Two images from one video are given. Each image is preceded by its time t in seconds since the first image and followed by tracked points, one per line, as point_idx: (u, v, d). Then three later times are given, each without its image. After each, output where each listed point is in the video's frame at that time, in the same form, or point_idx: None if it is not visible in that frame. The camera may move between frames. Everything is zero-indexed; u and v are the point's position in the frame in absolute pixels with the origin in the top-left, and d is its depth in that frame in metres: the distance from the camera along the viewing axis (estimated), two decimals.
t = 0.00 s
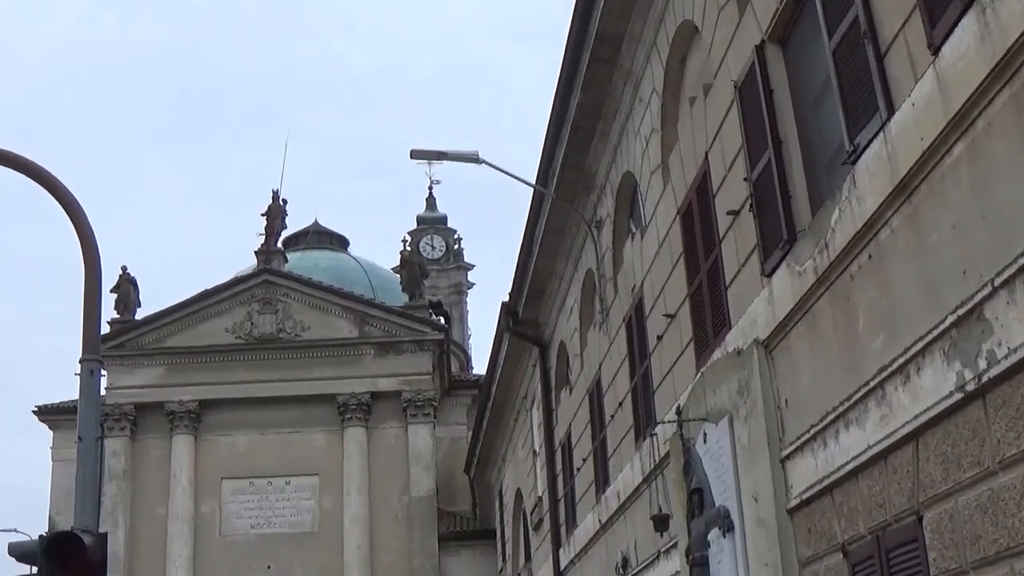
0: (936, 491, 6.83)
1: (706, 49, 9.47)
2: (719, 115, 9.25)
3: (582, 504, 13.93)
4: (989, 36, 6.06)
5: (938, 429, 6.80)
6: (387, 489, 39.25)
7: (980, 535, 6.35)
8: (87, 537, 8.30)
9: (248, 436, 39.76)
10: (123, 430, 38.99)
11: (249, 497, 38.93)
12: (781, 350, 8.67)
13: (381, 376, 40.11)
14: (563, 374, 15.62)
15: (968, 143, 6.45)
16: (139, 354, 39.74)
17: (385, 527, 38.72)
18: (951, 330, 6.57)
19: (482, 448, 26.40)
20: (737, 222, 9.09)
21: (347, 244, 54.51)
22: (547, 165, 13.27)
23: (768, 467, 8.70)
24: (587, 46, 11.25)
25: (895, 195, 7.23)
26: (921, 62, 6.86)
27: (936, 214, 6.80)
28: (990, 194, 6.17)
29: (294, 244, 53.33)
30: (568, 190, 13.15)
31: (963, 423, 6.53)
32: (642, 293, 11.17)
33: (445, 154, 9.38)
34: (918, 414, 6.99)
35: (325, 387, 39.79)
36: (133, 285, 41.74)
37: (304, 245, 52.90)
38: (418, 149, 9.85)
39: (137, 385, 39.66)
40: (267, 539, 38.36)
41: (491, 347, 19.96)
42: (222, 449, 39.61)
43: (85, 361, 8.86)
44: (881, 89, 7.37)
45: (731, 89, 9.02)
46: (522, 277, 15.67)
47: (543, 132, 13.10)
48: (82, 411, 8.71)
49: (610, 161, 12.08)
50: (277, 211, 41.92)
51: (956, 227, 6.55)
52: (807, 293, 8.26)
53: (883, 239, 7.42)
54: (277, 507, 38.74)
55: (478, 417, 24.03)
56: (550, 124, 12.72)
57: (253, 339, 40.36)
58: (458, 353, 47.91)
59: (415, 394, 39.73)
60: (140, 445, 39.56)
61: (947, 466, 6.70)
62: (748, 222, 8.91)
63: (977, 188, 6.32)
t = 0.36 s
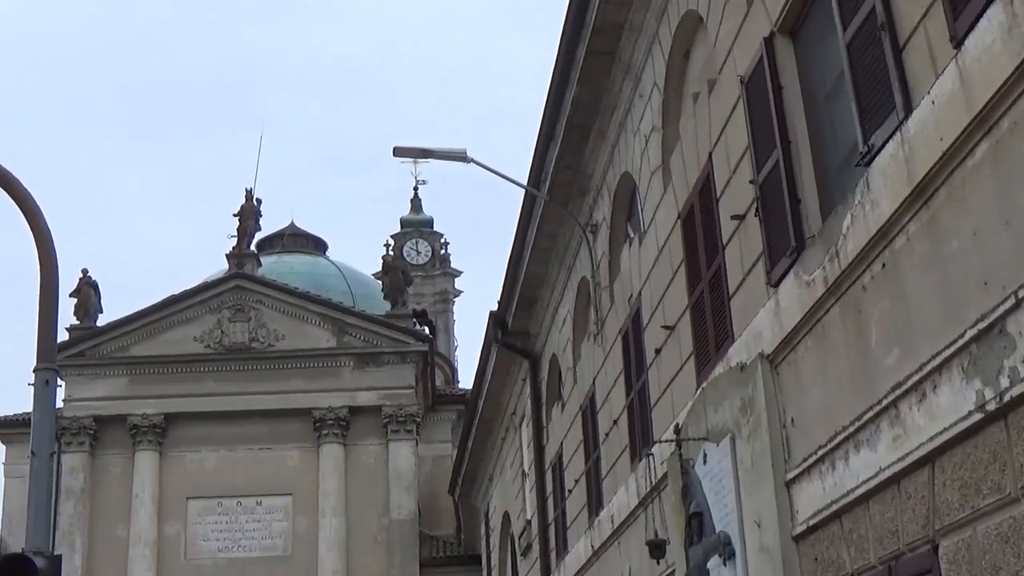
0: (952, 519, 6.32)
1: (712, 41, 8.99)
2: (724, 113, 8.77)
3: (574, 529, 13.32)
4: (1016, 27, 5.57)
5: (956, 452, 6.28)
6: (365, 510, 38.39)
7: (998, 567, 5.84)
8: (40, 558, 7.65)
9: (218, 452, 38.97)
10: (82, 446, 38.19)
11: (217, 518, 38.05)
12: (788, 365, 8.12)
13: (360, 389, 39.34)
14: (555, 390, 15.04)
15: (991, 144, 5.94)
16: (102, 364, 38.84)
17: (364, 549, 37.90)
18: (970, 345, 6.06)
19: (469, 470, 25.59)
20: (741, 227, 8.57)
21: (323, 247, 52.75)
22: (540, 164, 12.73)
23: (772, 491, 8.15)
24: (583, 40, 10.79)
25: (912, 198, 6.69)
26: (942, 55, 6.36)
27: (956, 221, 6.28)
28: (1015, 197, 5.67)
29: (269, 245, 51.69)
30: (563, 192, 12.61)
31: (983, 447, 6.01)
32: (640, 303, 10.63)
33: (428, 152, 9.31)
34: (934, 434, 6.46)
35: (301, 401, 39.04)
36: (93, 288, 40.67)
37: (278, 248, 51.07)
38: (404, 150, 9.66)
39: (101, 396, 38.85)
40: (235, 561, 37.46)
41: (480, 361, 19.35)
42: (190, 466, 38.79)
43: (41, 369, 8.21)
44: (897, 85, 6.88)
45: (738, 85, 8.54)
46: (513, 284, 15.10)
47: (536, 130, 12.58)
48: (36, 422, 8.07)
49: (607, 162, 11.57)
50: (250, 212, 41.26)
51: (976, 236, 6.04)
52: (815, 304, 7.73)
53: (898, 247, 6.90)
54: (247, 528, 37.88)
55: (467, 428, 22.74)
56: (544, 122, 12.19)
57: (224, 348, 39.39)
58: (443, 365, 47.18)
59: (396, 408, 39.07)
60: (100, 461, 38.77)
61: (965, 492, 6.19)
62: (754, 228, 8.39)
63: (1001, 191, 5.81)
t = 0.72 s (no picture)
0: (968, 541, 5.96)
1: (718, 38, 8.65)
2: (730, 114, 8.43)
3: (571, 547, 12.92)
4: None
5: (972, 471, 5.92)
6: (354, 528, 36.39)
7: None
8: None
9: (198, 466, 36.79)
10: (55, 458, 36.07)
11: (197, 536, 35.93)
12: (795, 378, 7.75)
13: (347, 401, 37.35)
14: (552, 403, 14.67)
15: (1011, 147, 5.60)
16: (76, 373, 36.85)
17: (351, 569, 35.89)
18: (987, 358, 5.71)
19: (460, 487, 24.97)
20: (747, 233, 8.23)
21: (310, 252, 51.27)
22: (537, 166, 12.38)
23: (779, 511, 7.78)
24: (582, 37, 10.44)
25: (927, 204, 6.34)
26: (960, 53, 6.02)
27: (973, 228, 5.92)
28: None
29: (255, 250, 49.99)
30: (562, 194, 12.24)
31: (1001, 466, 5.65)
32: (640, 312, 10.28)
33: (420, 154, 9.32)
34: (949, 452, 6.10)
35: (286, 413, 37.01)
36: (69, 294, 39.70)
37: (263, 252, 49.57)
38: (393, 149, 9.72)
39: (75, 407, 36.82)
40: None
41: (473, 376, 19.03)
42: (168, 481, 36.65)
43: (11, 380, 7.80)
44: (912, 84, 6.53)
45: (744, 84, 8.19)
46: (508, 291, 14.73)
47: (533, 130, 12.23)
48: (5, 436, 7.65)
49: (607, 164, 11.22)
50: (233, 214, 40.35)
51: (994, 244, 5.69)
52: (824, 314, 7.37)
53: (910, 256, 6.55)
54: (228, 546, 35.67)
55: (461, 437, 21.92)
56: (542, 122, 11.84)
57: (205, 358, 37.27)
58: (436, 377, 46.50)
59: (386, 421, 36.96)
60: (74, 475, 36.64)
61: (982, 513, 5.83)
62: (759, 235, 8.05)
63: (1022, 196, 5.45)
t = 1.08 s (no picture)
0: (981, 553, 5.64)
1: (718, 26, 8.34)
2: (731, 106, 8.10)
3: (567, 558, 12.56)
4: None
5: (987, 479, 5.60)
6: (339, 539, 35.65)
7: None
8: None
9: (175, 476, 35.76)
10: (25, 469, 35.28)
11: (175, 549, 34.96)
12: (801, 381, 7.42)
13: (331, 408, 36.52)
14: (546, 409, 14.38)
15: None
16: (49, 379, 35.83)
17: None
18: (1001, 361, 5.39)
19: (450, 495, 24.40)
20: (749, 230, 7.90)
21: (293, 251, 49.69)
22: (530, 159, 12.05)
23: (783, 520, 7.45)
24: (577, 25, 10.12)
25: (937, 199, 6.01)
26: (973, 41, 5.71)
27: (987, 223, 5.60)
28: None
29: (234, 249, 48.50)
30: (556, 187, 11.91)
31: (1016, 475, 5.33)
32: (638, 314, 9.94)
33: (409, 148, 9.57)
34: (961, 458, 5.77)
35: (269, 420, 36.23)
36: (37, 296, 39.14)
37: (242, 251, 48.08)
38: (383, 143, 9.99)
39: (45, 414, 35.85)
40: None
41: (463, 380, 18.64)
42: (144, 492, 35.59)
43: None
44: (921, 71, 6.21)
45: (746, 74, 7.87)
46: (501, 291, 14.37)
47: (526, 122, 11.92)
48: None
49: (602, 158, 10.89)
50: (212, 211, 39.34)
51: (1009, 240, 5.37)
52: (831, 315, 7.04)
53: (921, 253, 6.22)
54: (208, 558, 34.72)
55: (452, 442, 21.40)
56: (535, 113, 11.51)
57: (182, 361, 36.39)
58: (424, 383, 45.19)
59: (372, 428, 36.11)
60: (46, 486, 35.76)
61: (996, 524, 5.51)
62: (763, 232, 7.73)
63: None
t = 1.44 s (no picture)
0: None
1: (730, 8, 7.79)
2: (743, 95, 7.55)
3: None
4: None
5: None
6: (319, 564, 32.78)
7: None
8: None
9: (138, 497, 32.72)
10: None
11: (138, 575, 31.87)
12: (821, 394, 6.83)
13: (310, 423, 33.39)
14: (543, 423, 13.76)
15: None
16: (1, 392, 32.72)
17: None
18: None
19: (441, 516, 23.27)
20: (763, 230, 7.33)
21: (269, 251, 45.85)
22: (526, 153, 11.49)
23: (802, 544, 6.85)
24: (576, 8, 9.59)
25: (968, 196, 5.45)
26: (1008, 22, 5.16)
27: None
28: None
29: (204, 249, 44.67)
30: (554, 183, 11.34)
31: None
32: (643, 320, 9.36)
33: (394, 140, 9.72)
34: (995, 479, 5.21)
35: (243, 436, 33.17)
36: None
37: (213, 252, 44.29)
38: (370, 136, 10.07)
39: None
40: None
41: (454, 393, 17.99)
42: (105, 514, 32.62)
43: None
44: (950, 52, 5.67)
45: (759, 60, 7.31)
46: (495, 294, 13.76)
47: (521, 114, 11.38)
48: None
49: (604, 151, 10.33)
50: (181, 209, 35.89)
51: None
52: (852, 321, 6.46)
53: (950, 254, 5.66)
54: None
55: (442, 459, 20.59)
56: (531, 103, 10.98)
57: (147, 373, 33.37)
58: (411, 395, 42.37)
59: (355, 444, 33.04)
60: None
61: None
62: (778, 232, 7.15)
63: None
